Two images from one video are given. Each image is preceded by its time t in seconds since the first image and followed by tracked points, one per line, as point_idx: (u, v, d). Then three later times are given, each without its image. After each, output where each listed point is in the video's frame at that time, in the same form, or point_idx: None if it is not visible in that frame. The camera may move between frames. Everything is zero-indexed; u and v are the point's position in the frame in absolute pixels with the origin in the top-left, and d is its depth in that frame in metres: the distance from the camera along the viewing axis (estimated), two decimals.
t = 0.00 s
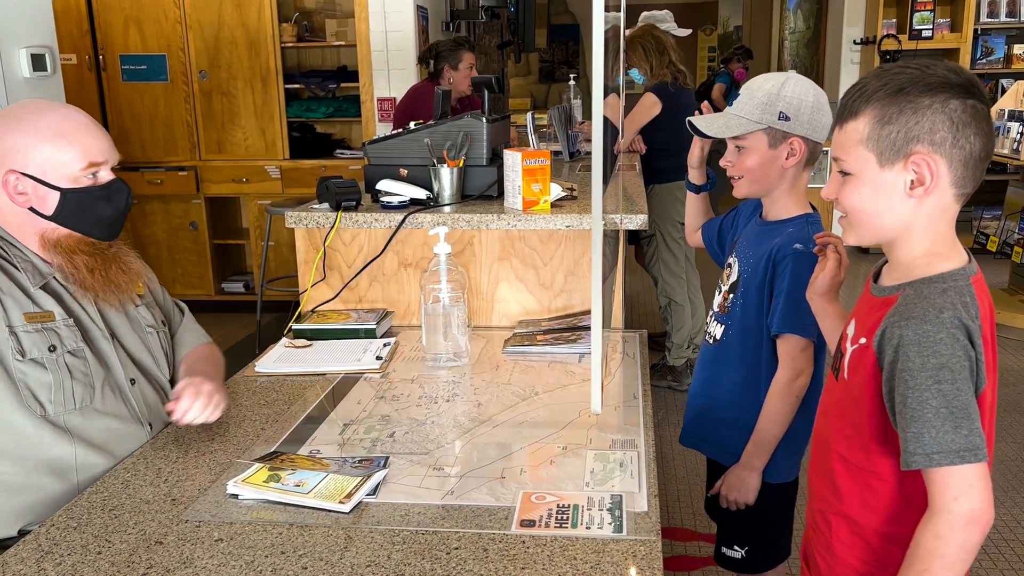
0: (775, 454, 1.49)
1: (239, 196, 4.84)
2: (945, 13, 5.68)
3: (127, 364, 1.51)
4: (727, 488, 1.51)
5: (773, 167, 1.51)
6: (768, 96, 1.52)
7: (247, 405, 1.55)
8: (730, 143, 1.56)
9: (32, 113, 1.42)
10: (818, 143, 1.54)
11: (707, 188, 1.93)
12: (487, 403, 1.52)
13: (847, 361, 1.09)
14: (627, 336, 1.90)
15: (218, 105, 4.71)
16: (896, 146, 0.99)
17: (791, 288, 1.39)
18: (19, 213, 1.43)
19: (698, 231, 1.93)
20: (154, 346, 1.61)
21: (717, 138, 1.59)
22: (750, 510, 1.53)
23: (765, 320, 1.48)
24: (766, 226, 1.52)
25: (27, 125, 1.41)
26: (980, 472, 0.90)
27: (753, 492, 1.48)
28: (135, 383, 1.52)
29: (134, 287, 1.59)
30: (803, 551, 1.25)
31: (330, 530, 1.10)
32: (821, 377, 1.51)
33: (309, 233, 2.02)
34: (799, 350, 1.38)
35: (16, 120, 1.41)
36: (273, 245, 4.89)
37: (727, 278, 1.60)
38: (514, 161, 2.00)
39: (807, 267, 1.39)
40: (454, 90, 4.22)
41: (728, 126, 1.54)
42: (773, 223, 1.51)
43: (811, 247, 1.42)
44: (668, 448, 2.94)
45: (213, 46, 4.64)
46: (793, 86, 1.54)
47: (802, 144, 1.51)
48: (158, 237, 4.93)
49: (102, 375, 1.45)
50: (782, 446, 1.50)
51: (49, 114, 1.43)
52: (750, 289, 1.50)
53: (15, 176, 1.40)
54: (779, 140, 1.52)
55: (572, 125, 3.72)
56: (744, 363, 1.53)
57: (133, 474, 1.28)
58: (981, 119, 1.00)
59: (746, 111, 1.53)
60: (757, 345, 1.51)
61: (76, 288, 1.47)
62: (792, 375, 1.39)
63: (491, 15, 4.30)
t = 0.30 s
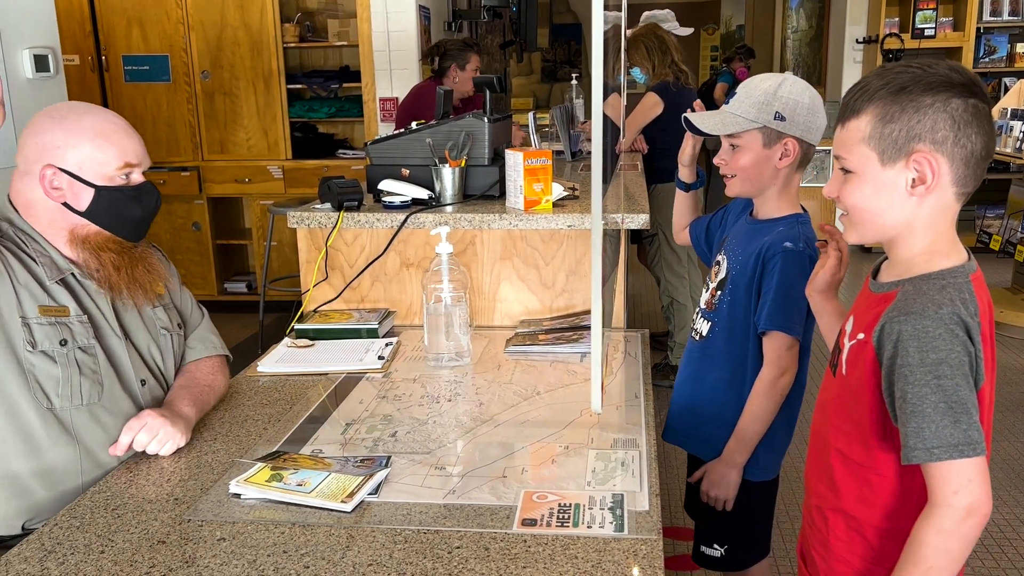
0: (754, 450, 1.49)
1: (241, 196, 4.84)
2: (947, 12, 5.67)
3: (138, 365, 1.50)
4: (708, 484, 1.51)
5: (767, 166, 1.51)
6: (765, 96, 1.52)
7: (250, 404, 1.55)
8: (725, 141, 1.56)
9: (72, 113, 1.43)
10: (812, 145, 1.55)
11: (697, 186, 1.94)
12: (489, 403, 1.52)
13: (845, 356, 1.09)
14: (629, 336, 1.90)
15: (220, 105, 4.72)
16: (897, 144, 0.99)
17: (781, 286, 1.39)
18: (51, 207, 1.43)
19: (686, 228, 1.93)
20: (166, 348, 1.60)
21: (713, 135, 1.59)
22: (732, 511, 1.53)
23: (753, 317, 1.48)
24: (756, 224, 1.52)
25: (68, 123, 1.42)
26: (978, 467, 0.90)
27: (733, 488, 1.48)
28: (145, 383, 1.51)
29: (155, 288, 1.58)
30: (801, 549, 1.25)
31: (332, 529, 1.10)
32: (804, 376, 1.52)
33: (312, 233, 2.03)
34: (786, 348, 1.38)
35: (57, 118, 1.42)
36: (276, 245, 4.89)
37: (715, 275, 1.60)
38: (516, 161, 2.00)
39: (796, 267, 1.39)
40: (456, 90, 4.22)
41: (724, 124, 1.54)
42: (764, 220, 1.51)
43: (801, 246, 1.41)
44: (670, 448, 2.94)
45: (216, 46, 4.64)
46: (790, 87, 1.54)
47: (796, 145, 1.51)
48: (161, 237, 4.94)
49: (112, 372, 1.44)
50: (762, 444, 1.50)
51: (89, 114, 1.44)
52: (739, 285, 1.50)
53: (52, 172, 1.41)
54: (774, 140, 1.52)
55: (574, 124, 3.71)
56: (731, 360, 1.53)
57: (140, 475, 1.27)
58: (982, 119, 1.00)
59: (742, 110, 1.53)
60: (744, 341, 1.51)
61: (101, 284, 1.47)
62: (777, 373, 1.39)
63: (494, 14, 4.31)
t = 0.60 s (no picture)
0: (760, 446, 1.50)
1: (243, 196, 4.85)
2: (949, 11, 5.67)
3: (147, 364, 1.51)
4: (710, 481, 1.51)
5: (773, 165, 1.52)
6: (771, 95, 1.53)
7: (251, 404, 1.56)
8: (731, 139, 1.57)
9: (91, 115, 1.44)
10: (817, 143, 1.56)
11: (700, 187, 1.93)
12: (490, 402, 1.52)
13: (847, 355, 1.09)
14: (630, 335, 1.90)
15: (223, 106, 4.72)
16: (897, 140, 0.99)
17: (785, 286, 1.39)
18: (67, 207, 1.44)
19: (687, 230, 1.93)
20: (174, 347, 1.61)
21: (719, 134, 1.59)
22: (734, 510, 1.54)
23: (757, 315, 1.48)
24: (759, 223, 1.52)
25: (86, 125, 1.43)
26: (983, 464, 0.90)
27: (735, 487, 1.48)
28: (153, 383, 1.52)
29: (166, 287, 1.59)
30: (806, 547, 1.25)
31: (335, 528, 1.10)
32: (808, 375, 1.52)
33: (314, 233, 2.02)
34: (789, 347, 1.39)
35: (77, 119, 1.43)
36: (278, 245, 4.90)
37: (718, 275, 1.60)
38: (517, 161, 2.01)
39: (801, 266, 1.40)
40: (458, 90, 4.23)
41: (731, 123, 1.54)
42: (767, 219, 1.51)
43: (805, 244, 1.42)
44: (672, 447, 2.94)
45: (218, 47, 4.65)
46: (795, 86, 1.54)
47: (802, 144, 1.52)
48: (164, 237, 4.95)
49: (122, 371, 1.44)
50: (768, 441, 1.50)
51: (109, 116, 1.44)
52: (743, 284, 1.50)
53: (69, 172, 1.41)
54: (780, 139, 1.52)
55: (575, 124, 3.72)
56: (737, 359, 1.53)
57: (146, 473, 1.28)
58: (982, 116, 1.00)
59: (748, 109, 1.53)
60: (748, 340, 1.51)
61: (113, 284, 1.47)
62: (780, 371, 1.39)
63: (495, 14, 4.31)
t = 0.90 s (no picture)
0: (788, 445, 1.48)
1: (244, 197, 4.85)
2: (950, 10, 5.66)
3: (146, 366, 1.51)
4: (742, 485, 1.50)
5: (785, 161, 1.51)
6: (785, 91, 1.52)
7: (253, 405, 1.55)
8: (742, 134, 1.56)
9: (87, 117, 1.43)
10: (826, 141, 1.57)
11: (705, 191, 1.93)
12: (493, 403, 1.52)
13: (849, 357, 1.09)
14: (632, 335, 1.90)
15: (224, 106, 4.72)
16: (897, 140, 0.99)
17: (800, 282, 1.39)
18: (63, 210, 1.44)
19: (698, 235, 1.92)
20: (174, 348, 1.61)
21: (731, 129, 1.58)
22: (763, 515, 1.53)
23: (774, 312, 1.48)
24: (769, 221, 1.52)
25: (82, 128, 1.42)
26: (986, 467, 0.90)
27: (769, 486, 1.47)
28: (153, 384, 1.51)
29: (165, 289, 1.59)
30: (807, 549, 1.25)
31: (336, 530, 1.10)
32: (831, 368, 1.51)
33: (315, 233, 2.02)
34: (810, 341, 1.38)
35: (74, 121, 1.43)
36: (279, 245, 4.90)
37: (731, 275, 1.60)
38: (519, 161, 2.00)
39: (815, 261, 1.40)
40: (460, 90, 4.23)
41: (745, 118, 1.53)
42: (776, 217, 1.51)
43: (818, 239, 1.42)
44: (675, 447, 2.94)
45: (219, 47, 4.64)
46: (807, 84, 1.55)
47: (814, 141, 1.52)
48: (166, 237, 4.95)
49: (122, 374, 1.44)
50: (796, 438, 1.49)
51: (106, 119, 1.44)
52: (758, 284, 1.50)
53: (64, 175, 1.41)
54: (793, 135, 1.52)
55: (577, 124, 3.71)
56: (756, 358, 1.53)
57: (144, 476, 1.27)
58: (983, 115, 0.99)
59: (762, 105, 1.52)
60: (767, 338, 1.51)
61: (112, 286, 1.47)
62: (803, 367, 1.39)
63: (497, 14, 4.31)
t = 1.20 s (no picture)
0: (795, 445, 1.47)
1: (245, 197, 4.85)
2: (952, 9, 5.64)
3: (145, 368, 1.50)
4: (753, 485, 1.50)
5: (786, 159, 1.51)
6: (786, 89, 1.51)
7: (255, 406, 1.55)
8: (743, 132, 1.55)
9: (81, 119, 1.42)
10: (830, 139, 1.55)
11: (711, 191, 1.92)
12: (494, 404, 1.51)
13: (851, 359, 1.08)
14: (634, 336, 1.89)
15: (224, 105, 4.71)
16: (900, 141, 0.98)
17: (804, 281, 1.38)
18: (57, 212, 1.43)
19: (703, 235, 1.91)
20: (174, 350, 1.60)
21: (733, 127, 1.57)
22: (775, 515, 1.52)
23: (780, 312, 1.47)
24: (773, 220, 1.51)
25: (75, 129, 1.41)
26: (988, 472, 0.89)
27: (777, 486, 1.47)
28: (152, 386, 1.51)
29: (164, 290, 1.58)
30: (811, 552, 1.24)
31: (337, 533, 1.09)
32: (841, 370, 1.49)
33: (315, 233, 2.01)
34: (816, 341, 1.37)
35: (67, 122, 1.42)
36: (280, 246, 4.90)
37: (737, 275, 1.59)
38: (520, 161, 1.99)
39: (819, 260, 1.39)
40: (460, 90, 4.22)
41: (745, 117, 1.53)
42: (780, 216, 1.50)
43: (822, 238, 1.41)
44: (678, 448, 2.93)
45: (219, 47, 4.64)
46: (810, 82, 1.53)
47: (817, 139, 1.51)
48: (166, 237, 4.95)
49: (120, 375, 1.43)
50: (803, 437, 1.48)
51: (100, 120, 1.43)
52: (762, 283, 1.49)
53: (57, 177, 1.40)
54: (794, 134, 1.51)
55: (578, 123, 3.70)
56: (761, 358, 1.52)
57: (142, 479, 1.27)
58: (987, 115, 0.98)
59: (763, 103, 1.52)
60: (772, 338, 1.50)
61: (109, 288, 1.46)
62: (811, 365, 1.38)
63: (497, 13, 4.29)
